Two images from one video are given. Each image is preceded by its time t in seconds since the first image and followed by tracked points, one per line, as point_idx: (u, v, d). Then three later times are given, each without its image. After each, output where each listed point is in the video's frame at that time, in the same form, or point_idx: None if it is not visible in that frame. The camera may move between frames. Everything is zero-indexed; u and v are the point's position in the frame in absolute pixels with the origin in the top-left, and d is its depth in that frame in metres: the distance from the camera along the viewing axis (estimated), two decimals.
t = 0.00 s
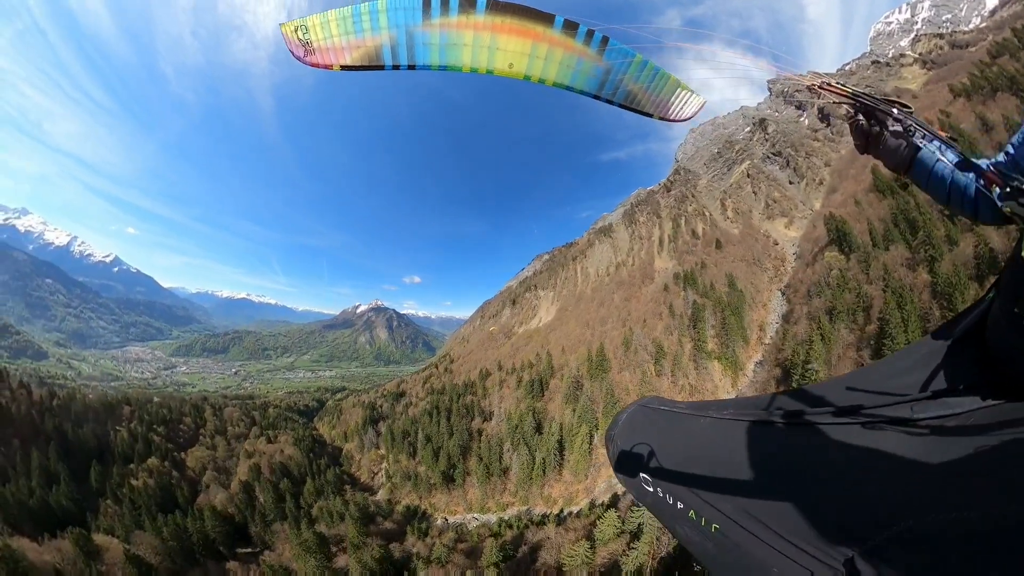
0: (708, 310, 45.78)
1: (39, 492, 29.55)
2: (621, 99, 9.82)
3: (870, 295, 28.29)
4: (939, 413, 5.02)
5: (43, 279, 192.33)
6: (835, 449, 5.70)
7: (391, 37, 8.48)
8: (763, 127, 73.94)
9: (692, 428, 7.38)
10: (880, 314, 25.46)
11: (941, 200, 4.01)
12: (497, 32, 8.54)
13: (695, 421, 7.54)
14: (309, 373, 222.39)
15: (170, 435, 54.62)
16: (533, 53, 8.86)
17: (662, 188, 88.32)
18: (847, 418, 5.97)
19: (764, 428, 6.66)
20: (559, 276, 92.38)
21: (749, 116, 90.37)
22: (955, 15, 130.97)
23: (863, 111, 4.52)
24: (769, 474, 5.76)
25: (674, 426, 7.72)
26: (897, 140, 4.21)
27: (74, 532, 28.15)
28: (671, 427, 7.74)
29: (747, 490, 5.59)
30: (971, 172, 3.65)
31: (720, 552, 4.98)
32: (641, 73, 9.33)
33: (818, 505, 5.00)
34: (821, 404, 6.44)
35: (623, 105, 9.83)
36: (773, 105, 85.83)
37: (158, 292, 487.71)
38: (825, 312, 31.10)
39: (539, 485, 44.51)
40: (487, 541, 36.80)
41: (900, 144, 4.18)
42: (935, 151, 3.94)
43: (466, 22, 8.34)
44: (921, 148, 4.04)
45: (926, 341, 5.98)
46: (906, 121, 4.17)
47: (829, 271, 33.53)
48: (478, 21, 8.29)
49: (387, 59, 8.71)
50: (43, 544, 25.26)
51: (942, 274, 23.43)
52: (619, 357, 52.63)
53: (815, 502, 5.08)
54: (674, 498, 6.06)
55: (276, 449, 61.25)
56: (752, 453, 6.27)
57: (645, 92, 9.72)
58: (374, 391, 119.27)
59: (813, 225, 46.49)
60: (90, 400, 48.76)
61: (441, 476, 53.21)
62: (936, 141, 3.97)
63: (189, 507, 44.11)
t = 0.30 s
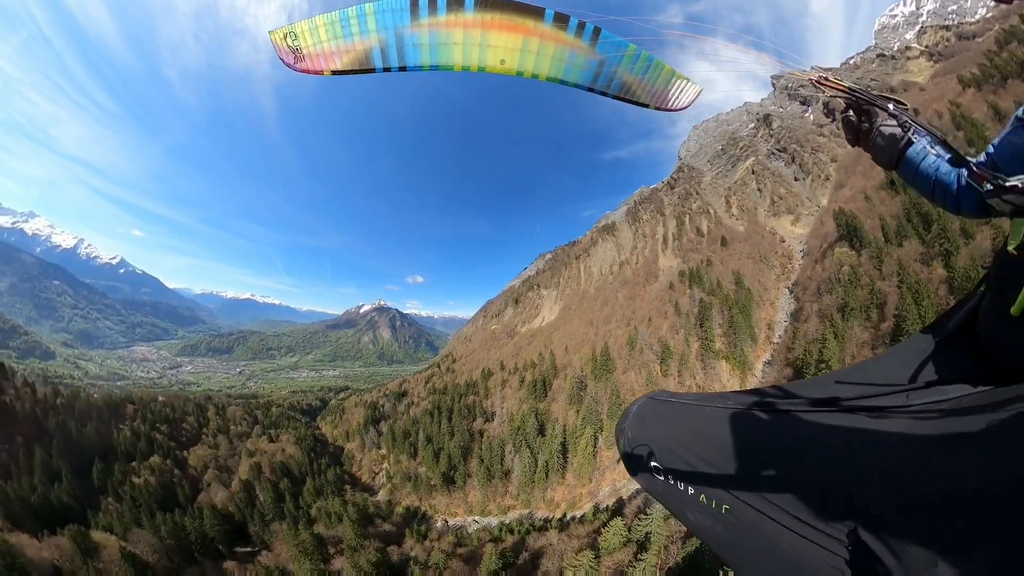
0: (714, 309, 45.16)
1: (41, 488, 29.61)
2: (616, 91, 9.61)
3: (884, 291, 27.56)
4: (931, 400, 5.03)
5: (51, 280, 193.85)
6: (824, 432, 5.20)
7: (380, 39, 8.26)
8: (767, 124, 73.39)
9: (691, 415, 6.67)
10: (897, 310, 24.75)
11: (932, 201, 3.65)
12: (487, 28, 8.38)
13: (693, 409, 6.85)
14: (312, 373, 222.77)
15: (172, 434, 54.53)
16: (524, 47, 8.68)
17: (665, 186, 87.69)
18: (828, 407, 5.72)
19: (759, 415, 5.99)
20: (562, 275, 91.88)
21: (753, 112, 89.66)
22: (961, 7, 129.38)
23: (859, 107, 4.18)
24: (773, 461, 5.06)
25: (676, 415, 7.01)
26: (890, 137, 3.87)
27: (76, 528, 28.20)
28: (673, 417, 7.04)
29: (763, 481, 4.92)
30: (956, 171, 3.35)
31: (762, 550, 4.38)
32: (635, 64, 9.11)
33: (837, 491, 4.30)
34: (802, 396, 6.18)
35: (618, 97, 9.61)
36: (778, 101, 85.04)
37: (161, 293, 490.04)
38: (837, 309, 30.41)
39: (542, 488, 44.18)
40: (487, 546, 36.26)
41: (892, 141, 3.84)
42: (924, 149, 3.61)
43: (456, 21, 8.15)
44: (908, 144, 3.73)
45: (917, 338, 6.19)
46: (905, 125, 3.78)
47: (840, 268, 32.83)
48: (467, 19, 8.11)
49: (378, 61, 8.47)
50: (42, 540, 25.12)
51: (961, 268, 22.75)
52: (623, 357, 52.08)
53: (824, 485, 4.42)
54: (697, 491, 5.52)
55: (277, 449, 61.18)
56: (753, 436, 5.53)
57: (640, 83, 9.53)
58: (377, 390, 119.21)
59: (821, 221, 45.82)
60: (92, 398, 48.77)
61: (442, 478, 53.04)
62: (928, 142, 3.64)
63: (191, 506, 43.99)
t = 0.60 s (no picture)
0: (722, 307, 44.57)
1: (42, 486, 29.56)
2: (614, 78, 9.18)
3: (898, 288, 26.88)
4: (929, 388, 4.92)
5: (57, 280, 195.00)
6: (830, 427, 5.01)
7: (369, 35, 8.02)
8: (771, 120, 72.77)
9: (695, 408, 6.41)
10: (914, 306, 24.09)
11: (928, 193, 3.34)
12: (478, 18, 8.12)
13: (695, 402, 6.57)
14: (315, 372, 222.95)
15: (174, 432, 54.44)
16: (517, 35, 8.36)
17: (668, 183, 87.11)
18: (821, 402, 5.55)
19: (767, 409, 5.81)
20: (565, 274, 91.41)
21: (757, 109, 88.99)
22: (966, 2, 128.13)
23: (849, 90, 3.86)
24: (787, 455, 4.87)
25: (677, 406, 6.68)
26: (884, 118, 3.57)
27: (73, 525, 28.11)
28: (672, 408, 6.75)
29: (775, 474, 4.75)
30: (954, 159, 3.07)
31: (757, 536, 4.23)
32: (634, 50, 8.66)
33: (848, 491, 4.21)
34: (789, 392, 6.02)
35: (616, 85, 9.18)
36: (782, 97, 84.26)
37: (166, 293, 492.82)
38: (848, 305, 29.82)
39: (545, 492, 43.72)
40: (487, 552, 35.73)
41: (886, 121, 3.55)
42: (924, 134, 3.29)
43: (445, 12, 7.93)
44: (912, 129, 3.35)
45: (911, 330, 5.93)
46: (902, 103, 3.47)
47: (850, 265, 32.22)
48: (456, 8, 7.87)
49: (369, 58, 8.25)
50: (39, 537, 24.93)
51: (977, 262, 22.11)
52: (628, 356, 51.60)
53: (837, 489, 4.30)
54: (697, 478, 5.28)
55: (277, 449, 61.18)
56: (766, 432, 5.32)
57: (639, 70, 9.09)
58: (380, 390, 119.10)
59: (829, 218, 45.23)
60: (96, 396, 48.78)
61: (442, 479, 52.79)
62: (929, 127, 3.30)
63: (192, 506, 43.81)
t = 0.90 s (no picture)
0: (729, 305, 43.90)
1: (44, 483, 29.14)
2: (617, 65, 8.66)
3: (914, 284, 26.23)
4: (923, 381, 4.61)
5: (66, 282, 196.33)
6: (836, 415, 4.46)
7: (360, 23, 7.64)
8: (776, 115, 72.15)
9: (695, 391, 5.92)
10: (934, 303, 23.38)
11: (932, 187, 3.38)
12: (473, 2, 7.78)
13: (696, 385, 6.06)
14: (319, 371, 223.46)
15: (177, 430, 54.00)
16: (515, 18, 7.99)
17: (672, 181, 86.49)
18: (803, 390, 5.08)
19: (769, 393, 5.34)
20: (568, 273, 90.90)
21: (761, 105, 88.28)
22: None
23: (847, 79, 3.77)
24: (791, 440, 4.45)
25: (683, 389, 6.16)
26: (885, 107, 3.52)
27: (72, 522, 28.19)
28: (673, 391, 6.21)
29: (779, 459, 4.37)
30: (952, 156, 3.12)
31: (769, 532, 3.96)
32: (638, 33, 8.15)
33: (841, 473, 3.83)
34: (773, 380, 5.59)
35: (619, 72, 8.63)
36: (787, 93, 83.48)
37: (172, 294, 495.67)
38: (861, 302, 29.15)
39: (546, 498, 43.17)
40: (486, 559, 35.21)
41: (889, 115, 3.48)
42: (922, 130, 3.30)
43: None
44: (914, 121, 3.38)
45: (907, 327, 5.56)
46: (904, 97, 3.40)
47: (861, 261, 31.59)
48: None
49: (360, 48, 7.87)
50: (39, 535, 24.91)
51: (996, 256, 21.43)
52: (634, 355, 51.05)
53: (830, 473, 3.90)
54: (704, 466, 4.91)
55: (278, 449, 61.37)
56: (773, 417, 4.88)
57: (643, 56, 8.56)
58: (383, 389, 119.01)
59: (837, 214, 44.57)
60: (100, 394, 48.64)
61: (442, 481, 52.51)
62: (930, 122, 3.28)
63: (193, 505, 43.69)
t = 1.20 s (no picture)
0: (737, 303, 43.25)
1: (48, 480, 28.75)
2: (622, 49, 8.38)
3: (931, 281, 25.65)
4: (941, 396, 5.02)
5: (73, 282, 197.61)
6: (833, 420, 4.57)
7: (354, 7, 7.28)
8: (781, 111, 71.46)
9: (695, 386, 6.14)
10: (954, 300, 22.77)
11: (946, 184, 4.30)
12: None
13: (698, 381, 6.26)
14: (321, 370, 223.53)
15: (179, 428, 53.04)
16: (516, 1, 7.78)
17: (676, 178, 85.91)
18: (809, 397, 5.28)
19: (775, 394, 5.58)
20: (571, 272, 90.35)
21: (766, 101, 87.62)
22: None
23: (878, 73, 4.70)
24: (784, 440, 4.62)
25: (681, 383, 6.37)
26: (918, 107, 4.37)
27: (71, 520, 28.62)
28: (670, 386, 6.43)
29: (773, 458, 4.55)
30: (981, 160, 3.96)
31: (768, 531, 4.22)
32: (645, 18, 7.81)
33: (835, 478, 3.91)
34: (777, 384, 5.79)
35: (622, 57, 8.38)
36: (791, 88, 82.61)
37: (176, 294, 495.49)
38: (874, 300, 28.58)
39: (549, 502, 42.85)
40: (488, 565, 34.85)
41: (920, 114, 4.33)
42: (950, 132, 4.17)
43: None
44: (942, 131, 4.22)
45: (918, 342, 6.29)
46: (938, 99, 4.23)
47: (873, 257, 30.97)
48: None
49: (354, 33, 7.52)
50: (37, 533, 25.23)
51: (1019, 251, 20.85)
52: (639, 354, 50.60)
53: (823, 475, 4.00)
54: (700, 458, 5.22)
55: (279, 448, 61.78)
56: (768, 416, 5.06)
57: (650, 42, 8.23)
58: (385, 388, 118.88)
59: (846, 211, 44.03)
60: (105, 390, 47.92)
61: (442, 483, 52.24)
62: (954, 125, 4.17)
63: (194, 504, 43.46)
